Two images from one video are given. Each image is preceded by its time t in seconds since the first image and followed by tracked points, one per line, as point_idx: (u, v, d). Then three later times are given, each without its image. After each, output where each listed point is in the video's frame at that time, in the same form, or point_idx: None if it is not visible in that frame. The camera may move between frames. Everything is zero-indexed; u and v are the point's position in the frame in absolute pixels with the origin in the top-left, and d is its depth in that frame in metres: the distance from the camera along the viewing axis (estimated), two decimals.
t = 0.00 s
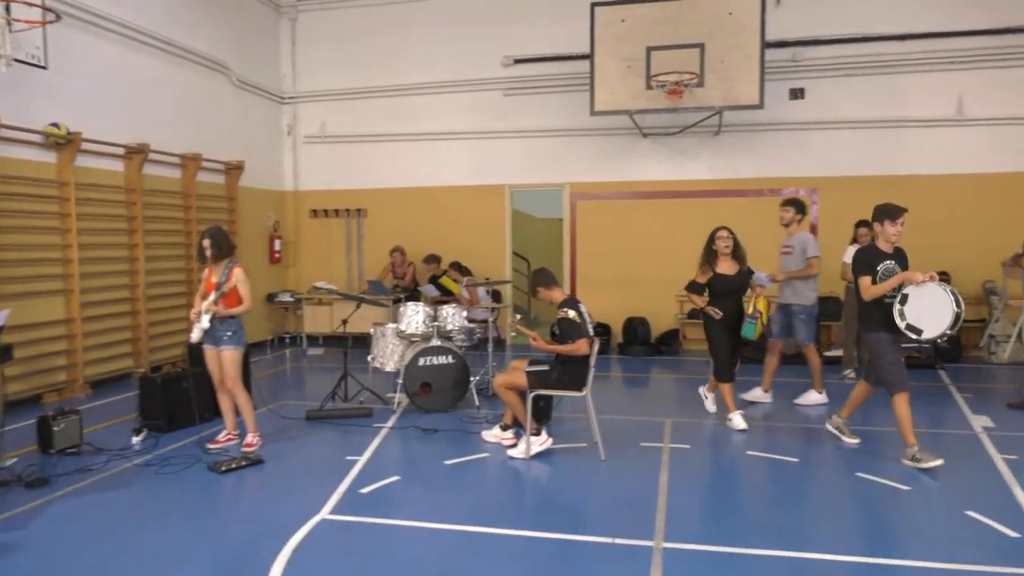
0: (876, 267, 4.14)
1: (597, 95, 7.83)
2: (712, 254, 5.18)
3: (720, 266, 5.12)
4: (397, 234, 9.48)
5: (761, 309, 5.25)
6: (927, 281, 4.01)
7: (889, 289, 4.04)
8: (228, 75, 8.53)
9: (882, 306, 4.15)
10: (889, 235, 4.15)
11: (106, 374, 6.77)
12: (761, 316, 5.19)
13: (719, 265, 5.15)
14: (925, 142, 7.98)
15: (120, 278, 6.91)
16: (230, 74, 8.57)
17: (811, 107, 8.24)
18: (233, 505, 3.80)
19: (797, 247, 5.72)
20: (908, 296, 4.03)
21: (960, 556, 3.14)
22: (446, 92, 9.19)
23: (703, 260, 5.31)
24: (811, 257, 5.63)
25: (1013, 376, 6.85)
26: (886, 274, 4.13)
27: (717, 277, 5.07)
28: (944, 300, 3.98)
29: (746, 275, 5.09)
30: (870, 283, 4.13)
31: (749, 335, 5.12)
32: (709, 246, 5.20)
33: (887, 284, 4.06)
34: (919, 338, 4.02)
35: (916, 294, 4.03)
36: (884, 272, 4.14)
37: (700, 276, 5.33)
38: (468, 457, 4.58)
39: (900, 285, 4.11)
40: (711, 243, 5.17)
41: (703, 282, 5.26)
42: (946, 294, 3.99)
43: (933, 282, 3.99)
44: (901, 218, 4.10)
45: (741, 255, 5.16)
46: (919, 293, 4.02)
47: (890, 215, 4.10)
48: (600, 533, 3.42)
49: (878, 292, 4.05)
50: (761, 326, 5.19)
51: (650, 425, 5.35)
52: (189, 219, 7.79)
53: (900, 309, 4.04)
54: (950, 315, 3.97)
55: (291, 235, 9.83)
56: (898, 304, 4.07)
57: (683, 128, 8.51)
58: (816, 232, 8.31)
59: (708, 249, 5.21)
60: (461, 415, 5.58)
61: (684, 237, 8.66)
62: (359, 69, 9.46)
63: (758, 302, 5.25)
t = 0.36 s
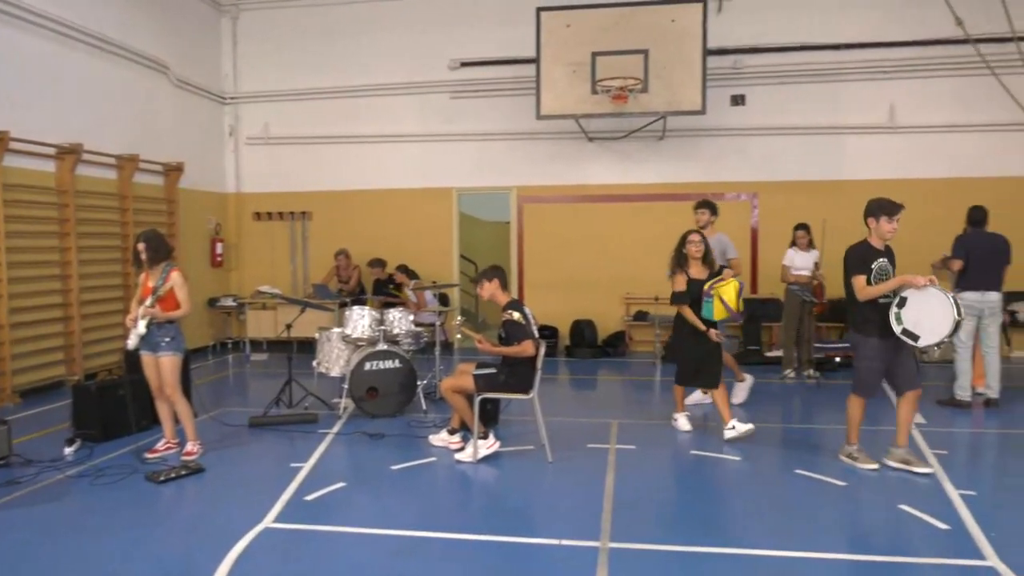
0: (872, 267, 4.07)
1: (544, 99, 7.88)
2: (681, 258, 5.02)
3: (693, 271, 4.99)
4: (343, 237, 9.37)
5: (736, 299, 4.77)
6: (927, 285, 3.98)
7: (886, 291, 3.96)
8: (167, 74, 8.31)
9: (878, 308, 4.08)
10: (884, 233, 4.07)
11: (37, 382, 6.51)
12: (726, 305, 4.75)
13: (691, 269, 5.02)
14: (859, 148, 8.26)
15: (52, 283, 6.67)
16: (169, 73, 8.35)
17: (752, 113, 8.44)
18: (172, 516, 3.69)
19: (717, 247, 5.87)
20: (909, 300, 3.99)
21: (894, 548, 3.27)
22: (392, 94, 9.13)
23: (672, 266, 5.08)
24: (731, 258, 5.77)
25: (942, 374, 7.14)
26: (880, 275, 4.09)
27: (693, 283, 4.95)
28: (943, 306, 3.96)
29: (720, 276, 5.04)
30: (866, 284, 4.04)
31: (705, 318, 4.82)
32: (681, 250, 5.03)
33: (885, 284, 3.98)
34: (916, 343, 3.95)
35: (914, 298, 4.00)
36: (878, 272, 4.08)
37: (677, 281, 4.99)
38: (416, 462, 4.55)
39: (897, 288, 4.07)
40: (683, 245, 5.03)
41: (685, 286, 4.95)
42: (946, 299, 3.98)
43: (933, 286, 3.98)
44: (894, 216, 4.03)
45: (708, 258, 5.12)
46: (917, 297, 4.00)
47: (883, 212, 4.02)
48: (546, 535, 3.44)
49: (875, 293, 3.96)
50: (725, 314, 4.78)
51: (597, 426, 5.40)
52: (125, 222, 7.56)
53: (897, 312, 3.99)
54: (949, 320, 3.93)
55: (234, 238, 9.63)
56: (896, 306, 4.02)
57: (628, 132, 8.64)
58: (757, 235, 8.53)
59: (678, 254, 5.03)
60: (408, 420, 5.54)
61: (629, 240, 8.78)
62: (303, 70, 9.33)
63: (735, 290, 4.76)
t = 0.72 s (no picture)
0: (881, 272, 3.89)
1: (493, 101, 7.88)
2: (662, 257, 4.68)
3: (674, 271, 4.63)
4: (289, 239, 9.22)
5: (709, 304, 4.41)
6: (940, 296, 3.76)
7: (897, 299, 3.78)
8: (104, 70, 8.05)
9: (888, 317, 3.89)
10: (897, 239, 3.89)
11: None
12: (697, 305, 4.38)
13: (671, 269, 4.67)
14: (800, 152, 8.49)
15: None
16: (107, 69, 8.09)
17: (697, 118, 8.59)
18: (110, 526, 3.58)
19: (651, 254, 5.54)
20: (918, 309, 3.78)
21: (834, 541, 3.37)
22: (339, 94, 9.03)
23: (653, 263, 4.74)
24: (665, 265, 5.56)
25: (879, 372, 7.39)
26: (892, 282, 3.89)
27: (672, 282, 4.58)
28: (956, 317, 3.73)
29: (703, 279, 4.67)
30: (875, 290, 3.87)
31: (670, 316, 4.44)
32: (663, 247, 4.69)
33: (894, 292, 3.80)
34: (926, 356, 3.76)
35: (926, 308, 3.77)
36: (888, 279, 3.89)
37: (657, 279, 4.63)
38: (363, 466, 4.49)
39: (909, 297, 3.86)
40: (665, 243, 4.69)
41: (663, 285, 4.58)
42: (959, 314, 3.74)
43: (946, 296, 3.74)
44: (910, 221, 3.84)
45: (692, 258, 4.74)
46: (929, 308, 3.77)
47: (896, 215, 3.86)
48: (494, 537, 3.44)
49: (885, 300, 3.79)
50: (693, 315, 4.39)
51: (546, 427, 5.42)
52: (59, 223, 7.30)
53: (908, 323, 3.80)
54: (961, 334, 3.71)
55: (175, 240, 9.38)
56: (907, 316, 3.82)
57: (576, 135, 8.70)
58: (702, 238, 8.68)
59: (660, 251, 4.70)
60: (356, 424, 5.48)
61: (578, 243, 8.85)
62: (247, 68, 9.15)
63: (712, 295, 4.41)
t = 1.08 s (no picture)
0: (889, 276, 3.77)
1: (438, 102, 7.85)
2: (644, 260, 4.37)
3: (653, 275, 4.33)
4: (229, 240, 9.03)
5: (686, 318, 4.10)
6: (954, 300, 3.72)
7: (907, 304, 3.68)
8: (32, 64, 7.73)
9: (903, 322, 3.81)
10: (904, 241, 3.79)
11: None
12: (671, 320, 4.06)
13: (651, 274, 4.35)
14: (739, 156, 8.69)
15: None
16: (35, 64, 7.77)
17: (640, 121, 8.72)
18: (38, 538, 3.45)
19: (589, 257, 5.36)
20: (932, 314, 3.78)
21: (771, 536, 3.46)
22: (281, 93, 8.87)
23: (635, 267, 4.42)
24: (602, 268, 5.37)
25: (815, 370, 7.61)
26: (903, 286, 3.80)
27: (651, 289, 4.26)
28: (971, 322, 3.65)
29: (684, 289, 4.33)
30: (885, 294, 3.76)
31: (643, 328, 4.13)
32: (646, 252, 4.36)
33: (905, 297, 3.70)
34: (944, 362, 3.73)
35: (939, 313, 3.76)
36: (896, 282, 3.78)
37: (634, 286, 4.32)
38: (306, 471, 4.43)
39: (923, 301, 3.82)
40: (648, 247, 4.35)
41: (640, 295, 4.27)
42: (976, 318, 3.63)
43: (960, 298, 3.69)
44: (920, 225, 3.74)
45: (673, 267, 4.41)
46: (943, 312, 3.75)
47: (902, 219, 3.76)
48: (440, 539, 3.43)
49: (894, 305, 3.69)
50: (667, 329, 4.08)
51: (491, 429, 5.43)
52: None
53: (923, 329, 3.82)
54: (978, 338, 3.59)
55: (110, 242, 9.08)
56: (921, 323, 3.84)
57: (522, 137, 8.74)
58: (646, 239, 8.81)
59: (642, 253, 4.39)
60: (298, 428, 5.39)
61: (524, 245, 8.89)
62: (185, 65, 8.92)
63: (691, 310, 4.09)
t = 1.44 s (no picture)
0: (902, 279, 3.61)
1: (380, 105, 7.78)
2: (632, 267, 4.04)
3: (642, 283, 4.06)
4: (163, 244, 8.77)
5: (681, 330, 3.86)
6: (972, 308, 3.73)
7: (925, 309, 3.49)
8: None
9: (917, 330, 3.66)
10: (915, 243, 3.66)
11: None
12: (669, 334, 3.81)
13: (639, 281, 4.07)
14: (679, 162, 8.86)
15: None
16: None
17: (582, 126, 8.82)
18: None
19: (523, 263, 5.21)
20: (949, 321, 3.75)
21: (710, 534, 3.53)
22: (219, 93, 8.67)
23: (621, 274, 4.08)
24: (534, 274, 5.27)
25: (752, 371, 7.80)
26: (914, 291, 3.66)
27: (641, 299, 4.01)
28: (990, 332, 3.69)
29: (671, 302, 4.11)
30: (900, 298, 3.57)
31: (640, 339, 3.83)
32: (636, 258, 4.02)
33: (922, 302, 3.51)
34: (960, 370, 3.70)
35: (957, 320, 3.74)
36: (908, 286, 3.63)
37: (622, 297, 4.03)
38: (244, 479, 4.33)
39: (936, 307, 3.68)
40: (638, 254, 4.02)
41: (629, 305, 4.01)
42: (997, 326, 3.68)
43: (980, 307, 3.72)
44: (931, 225, 3.63)
45: (660, 275, 4.16)
46: (960, 320, 3.74)
47: (913, 219, 3.64)
48: (383, 546, 3.39)
49: (912, 310, 3.49)
50: (664, 341, 3.82)
51: (435, 434, 5.40)
52: None
53: (936, 335, 3.76)
54: (1000, 345, 3.64)
55: (35, 244, 8.71)
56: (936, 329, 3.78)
57: (465, 141, 8.74)
58: (588, 244, 8.90)
59: (629, 259, 4.04)
60: (236, 436, 5.26)
61: (467, 248, 8.88)
62: (117, 62, 8.63)
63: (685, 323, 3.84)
